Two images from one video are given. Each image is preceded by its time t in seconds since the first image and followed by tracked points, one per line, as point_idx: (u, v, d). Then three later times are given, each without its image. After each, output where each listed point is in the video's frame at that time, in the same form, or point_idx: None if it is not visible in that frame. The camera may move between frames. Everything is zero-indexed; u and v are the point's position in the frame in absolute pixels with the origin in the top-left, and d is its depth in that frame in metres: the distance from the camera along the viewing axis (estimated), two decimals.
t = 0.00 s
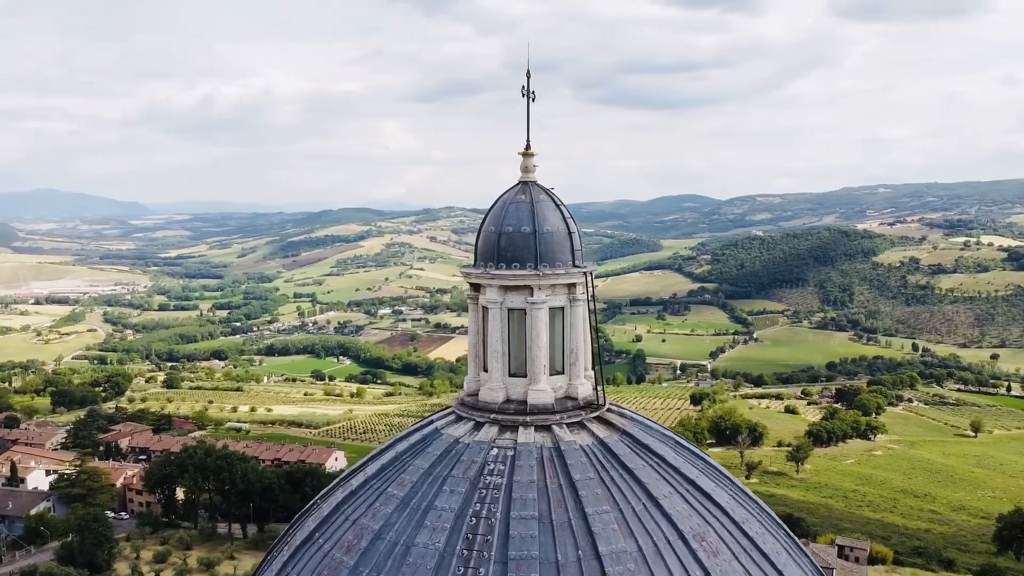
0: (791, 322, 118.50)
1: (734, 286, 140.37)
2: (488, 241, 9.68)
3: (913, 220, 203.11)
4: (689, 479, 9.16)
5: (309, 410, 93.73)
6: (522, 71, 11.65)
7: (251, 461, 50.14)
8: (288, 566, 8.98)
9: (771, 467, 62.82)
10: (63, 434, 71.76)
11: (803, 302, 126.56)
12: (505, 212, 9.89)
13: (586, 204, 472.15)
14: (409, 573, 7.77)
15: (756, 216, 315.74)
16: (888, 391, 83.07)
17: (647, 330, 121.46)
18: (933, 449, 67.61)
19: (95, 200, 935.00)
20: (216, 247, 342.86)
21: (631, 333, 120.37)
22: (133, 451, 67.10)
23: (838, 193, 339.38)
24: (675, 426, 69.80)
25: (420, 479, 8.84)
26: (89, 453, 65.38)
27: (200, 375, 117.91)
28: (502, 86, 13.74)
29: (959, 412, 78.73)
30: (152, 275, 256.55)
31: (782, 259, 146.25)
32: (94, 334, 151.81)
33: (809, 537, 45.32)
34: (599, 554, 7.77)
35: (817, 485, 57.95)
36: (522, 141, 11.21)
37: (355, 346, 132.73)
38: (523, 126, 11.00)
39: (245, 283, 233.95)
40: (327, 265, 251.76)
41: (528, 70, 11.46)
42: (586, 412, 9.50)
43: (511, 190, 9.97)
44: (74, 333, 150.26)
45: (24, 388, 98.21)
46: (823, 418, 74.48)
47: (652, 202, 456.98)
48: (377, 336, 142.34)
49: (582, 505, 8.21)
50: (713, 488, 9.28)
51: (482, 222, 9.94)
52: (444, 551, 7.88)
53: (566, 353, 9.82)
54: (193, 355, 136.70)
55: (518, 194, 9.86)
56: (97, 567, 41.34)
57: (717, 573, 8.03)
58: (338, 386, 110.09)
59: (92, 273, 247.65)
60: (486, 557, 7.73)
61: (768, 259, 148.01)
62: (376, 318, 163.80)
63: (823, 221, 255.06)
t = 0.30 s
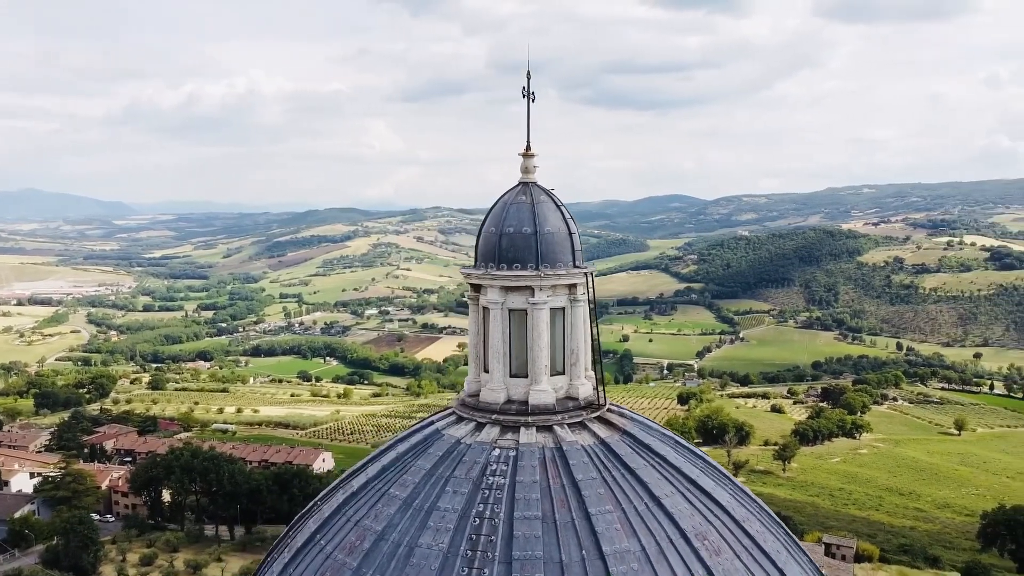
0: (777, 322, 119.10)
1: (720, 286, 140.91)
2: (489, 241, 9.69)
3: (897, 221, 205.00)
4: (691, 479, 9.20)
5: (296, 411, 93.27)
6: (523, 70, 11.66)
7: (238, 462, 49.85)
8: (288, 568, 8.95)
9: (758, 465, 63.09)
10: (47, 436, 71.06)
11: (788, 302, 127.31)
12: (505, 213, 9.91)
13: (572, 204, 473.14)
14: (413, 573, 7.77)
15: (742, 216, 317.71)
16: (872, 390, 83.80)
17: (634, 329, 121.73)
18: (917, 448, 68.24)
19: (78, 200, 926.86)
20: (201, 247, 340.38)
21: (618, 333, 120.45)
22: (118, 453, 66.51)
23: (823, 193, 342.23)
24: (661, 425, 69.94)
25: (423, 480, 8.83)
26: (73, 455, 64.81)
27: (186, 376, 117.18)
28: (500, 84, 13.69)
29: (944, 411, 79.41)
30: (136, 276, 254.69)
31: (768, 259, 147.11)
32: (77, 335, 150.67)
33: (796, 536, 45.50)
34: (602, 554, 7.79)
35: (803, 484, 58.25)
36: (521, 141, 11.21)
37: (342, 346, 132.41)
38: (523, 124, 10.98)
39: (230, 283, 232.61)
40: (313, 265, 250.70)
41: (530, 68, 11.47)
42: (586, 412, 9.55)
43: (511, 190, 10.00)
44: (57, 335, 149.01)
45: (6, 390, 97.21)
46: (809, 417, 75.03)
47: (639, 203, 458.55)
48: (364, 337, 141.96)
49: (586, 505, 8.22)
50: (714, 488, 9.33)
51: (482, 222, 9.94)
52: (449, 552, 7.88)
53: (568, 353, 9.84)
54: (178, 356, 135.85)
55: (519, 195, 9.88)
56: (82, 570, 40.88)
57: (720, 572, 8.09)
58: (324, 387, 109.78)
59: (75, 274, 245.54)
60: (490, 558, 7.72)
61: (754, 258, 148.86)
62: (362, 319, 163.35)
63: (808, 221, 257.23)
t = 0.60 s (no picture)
0: (762, 322, 119.76)
1: (707, 286, 141.50)
2: (489, 242, 9.68)
3: (881, 221, 206.75)
4: (691, 478, 9.25)
5: (283, 412, 92.82)
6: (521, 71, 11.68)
7: (225, 464, 49.63)
8: (288, 570, 8.93)
9: (745, 465, 63.41)
10: (31, 439, 70.39)
11: (774, 301, 128.07)
12: (505, 213, 9.90)
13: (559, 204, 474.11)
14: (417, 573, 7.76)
15: (729, 216, 319.67)
16: (858, 389, 84.59)
17: (621, 329, 122.03)
18: (903, 446, 68.79)
19: (61, 199, 918.06)
20: (185, 248, 338.18)
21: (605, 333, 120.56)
22: (103, 455, 65.96)
23: (808, 194, 345.19)
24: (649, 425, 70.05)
25: (425, 481, 8.82)
26: (57, 457, 64.19)
27: (171, 377, 116.34)
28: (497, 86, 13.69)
29: (928, 410, 80.16)
30: (121, 276, 252.64)
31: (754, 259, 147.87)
32: (61, 337, 149.30)
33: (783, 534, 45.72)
34: (606, 553, 7.81)
35: (790, 482, 58.59)
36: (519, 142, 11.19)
37: (329, 347, 132.00)
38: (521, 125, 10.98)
39: (216, 284, 231.20)
40: (300, 266, 249.78)
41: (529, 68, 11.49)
42: (587, 412, 9.56)
43: (511, 190, 10.02)
44: (40, 336, 147.50)
45: None
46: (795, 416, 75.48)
47: (626, 203, 460.16)
48: (350, 337, 141.60)
49: (589, 506, 8.24)
50: (715, 488, 9.36)
51: (482, 223, 9.95)
52: (452, 553, 7.87)
53: (567, 354, 9.86)
54: (163, 357, 134.93)
55: (520, 196, 9.90)
56: (67, 573, 40.51)
57: (721, 571, 8.13)
58: (311, 388, 109.50)
59: (58, 275, 243.16)
60: (494, 558, 7.73)
61: (740, 259, 149.67)
62: (349, 319, 162.93)
63: (794, 221, 259.22)
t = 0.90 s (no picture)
0: (749, 321, 120.28)
1: (693, 286, 141.91)
2: (490, 243, 9.70)
3: (866, 221, 208.54)
4: (693, 478, 9.29)
5: (270, 413, 92.37)
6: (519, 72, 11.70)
7: (212, 466, 49.40)
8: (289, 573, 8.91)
9: (732, 464, 63.76)
10: (14, 442, 69.69)
11: (760, 301, 128.70)
12: (506, 213, 9.91)
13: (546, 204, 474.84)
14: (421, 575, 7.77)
15: (715, 216, 321.40)
16: (844, 388, 85.36)
17: (608, 329, 122.25)
18: (888, 445, 69.32)
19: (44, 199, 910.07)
20: (170, 248, 335.93)
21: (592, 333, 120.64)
22: (87, 457, 65.34)
23: (794, 194, 347.79)
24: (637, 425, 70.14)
25: (427, 481, 8.82)
26: (41, 460, 63.51)
27: (156, 379, 115.54)
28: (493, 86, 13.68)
29: (913, 408, 80.89)
30: (105, 277, 250.68)
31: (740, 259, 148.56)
32: (44, 338, 147.99)
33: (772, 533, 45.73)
34: (609, 552, 7.85)
35: (777, 481, 58.90)
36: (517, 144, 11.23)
37: (315, 348, 131.61)
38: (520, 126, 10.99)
39: (202, 285, 229.86)
40: (286, 266, 248.88)
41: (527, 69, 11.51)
42: (588, 412, 9.59)
43: (511, 192, 10.04)
44: (23, 338, 146.12)
45: None
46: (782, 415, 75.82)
47: (613, 203, 461.46)
48: (337, 338, 141.28)
49: (592, 505, 8.27)
50: (714, 486, 9.44)
51: (484, 223, 9.94)
52: (456, 553, 7.88)
53: (568, 353, 9.88)
54: (148, 358, 134.02)
55: (521, 196, 9.91)
56: None
57: (724, 568, 8.20)
58: (298, 389, 109.23)
59: (41, 275, 240.85)
60: (498, 558, 7.74)
61: (727, 258, 150.34)
62: (336, 320, 162.51)
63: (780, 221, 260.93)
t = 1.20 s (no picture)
0: (735, 321, 120.79)
1: (680, 286, 142.05)
2: (491, 243, 9.72)
3: (851, 221, 209.96)
4: (694, 477, 9.33)
5: (256, 415, 91.86)
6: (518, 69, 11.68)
7: (199, 467, 49.05)
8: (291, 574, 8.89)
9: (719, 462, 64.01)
10: None
11: (747, 301, 129.29)
12: (507, 213, 9.92)
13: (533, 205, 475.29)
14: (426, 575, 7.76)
15: (702, 215, 322.94)
16: (830, 387, 85.96)
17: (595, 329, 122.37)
18: (874, 443, 69.84)
19: (27, 199, 901.28)
20: (154, 248, 333.40)
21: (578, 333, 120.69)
22: (72, 459, 64.62)
23: (780, 194, 349.93)
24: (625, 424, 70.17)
25: (430, 482, 8.82)
26: (25, 462, 62.77)
27: (141, 380, 114.67)
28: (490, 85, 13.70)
29: (898, 407, 81.54)
30: (89, 278, 248.55)
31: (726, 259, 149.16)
32: (27, 340, 146.59)
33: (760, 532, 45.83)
34: (614, 551, 7.86)
35: (764, 480, 59.18)
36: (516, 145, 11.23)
37: (302, 348, 131.16)
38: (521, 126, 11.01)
39: (187, 285, 228.45)
40: (272, 266, 247.84)
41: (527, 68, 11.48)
42: (589, 412, 9.61)
43: (512, 191, 10.05)
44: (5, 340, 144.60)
45: None
46: (768, 414, 76.12)
47: (600, 203, 462.41)
48: (324, 338, 140.84)
49: (595, 505, 8.30)
50: (717, 485, 9.47)
51: (485, 222, 9.95)
52: (461, 553, 7.88)
53: (568, 354, 9.91)
54: (133, 360, 133.03)
55: (522, 196, 9.92)
56: None
57: (727, 567, 8.24)
58: (284, 389, 108.80)
59: (23, 276, 238.45)
60: (503, 558, 7.76)
61: (713, 258, 150.86)
62: (322, 321, 161.96)
63: (766, 221, 262.63)
